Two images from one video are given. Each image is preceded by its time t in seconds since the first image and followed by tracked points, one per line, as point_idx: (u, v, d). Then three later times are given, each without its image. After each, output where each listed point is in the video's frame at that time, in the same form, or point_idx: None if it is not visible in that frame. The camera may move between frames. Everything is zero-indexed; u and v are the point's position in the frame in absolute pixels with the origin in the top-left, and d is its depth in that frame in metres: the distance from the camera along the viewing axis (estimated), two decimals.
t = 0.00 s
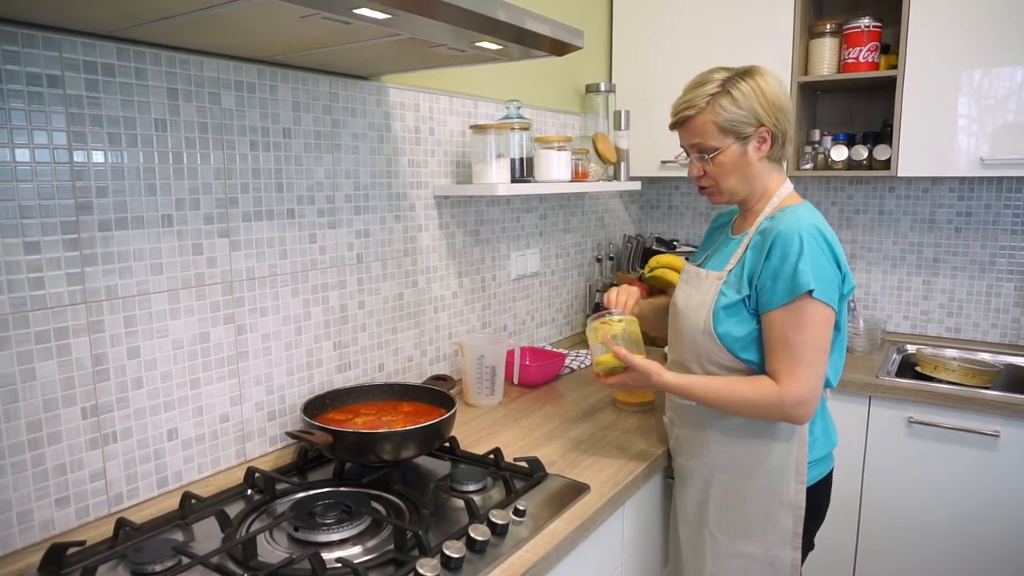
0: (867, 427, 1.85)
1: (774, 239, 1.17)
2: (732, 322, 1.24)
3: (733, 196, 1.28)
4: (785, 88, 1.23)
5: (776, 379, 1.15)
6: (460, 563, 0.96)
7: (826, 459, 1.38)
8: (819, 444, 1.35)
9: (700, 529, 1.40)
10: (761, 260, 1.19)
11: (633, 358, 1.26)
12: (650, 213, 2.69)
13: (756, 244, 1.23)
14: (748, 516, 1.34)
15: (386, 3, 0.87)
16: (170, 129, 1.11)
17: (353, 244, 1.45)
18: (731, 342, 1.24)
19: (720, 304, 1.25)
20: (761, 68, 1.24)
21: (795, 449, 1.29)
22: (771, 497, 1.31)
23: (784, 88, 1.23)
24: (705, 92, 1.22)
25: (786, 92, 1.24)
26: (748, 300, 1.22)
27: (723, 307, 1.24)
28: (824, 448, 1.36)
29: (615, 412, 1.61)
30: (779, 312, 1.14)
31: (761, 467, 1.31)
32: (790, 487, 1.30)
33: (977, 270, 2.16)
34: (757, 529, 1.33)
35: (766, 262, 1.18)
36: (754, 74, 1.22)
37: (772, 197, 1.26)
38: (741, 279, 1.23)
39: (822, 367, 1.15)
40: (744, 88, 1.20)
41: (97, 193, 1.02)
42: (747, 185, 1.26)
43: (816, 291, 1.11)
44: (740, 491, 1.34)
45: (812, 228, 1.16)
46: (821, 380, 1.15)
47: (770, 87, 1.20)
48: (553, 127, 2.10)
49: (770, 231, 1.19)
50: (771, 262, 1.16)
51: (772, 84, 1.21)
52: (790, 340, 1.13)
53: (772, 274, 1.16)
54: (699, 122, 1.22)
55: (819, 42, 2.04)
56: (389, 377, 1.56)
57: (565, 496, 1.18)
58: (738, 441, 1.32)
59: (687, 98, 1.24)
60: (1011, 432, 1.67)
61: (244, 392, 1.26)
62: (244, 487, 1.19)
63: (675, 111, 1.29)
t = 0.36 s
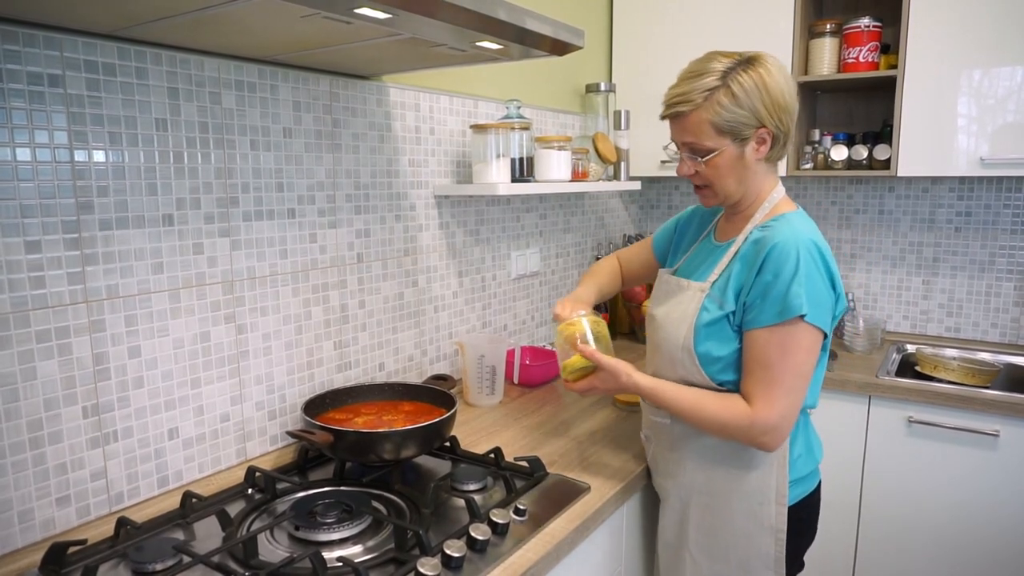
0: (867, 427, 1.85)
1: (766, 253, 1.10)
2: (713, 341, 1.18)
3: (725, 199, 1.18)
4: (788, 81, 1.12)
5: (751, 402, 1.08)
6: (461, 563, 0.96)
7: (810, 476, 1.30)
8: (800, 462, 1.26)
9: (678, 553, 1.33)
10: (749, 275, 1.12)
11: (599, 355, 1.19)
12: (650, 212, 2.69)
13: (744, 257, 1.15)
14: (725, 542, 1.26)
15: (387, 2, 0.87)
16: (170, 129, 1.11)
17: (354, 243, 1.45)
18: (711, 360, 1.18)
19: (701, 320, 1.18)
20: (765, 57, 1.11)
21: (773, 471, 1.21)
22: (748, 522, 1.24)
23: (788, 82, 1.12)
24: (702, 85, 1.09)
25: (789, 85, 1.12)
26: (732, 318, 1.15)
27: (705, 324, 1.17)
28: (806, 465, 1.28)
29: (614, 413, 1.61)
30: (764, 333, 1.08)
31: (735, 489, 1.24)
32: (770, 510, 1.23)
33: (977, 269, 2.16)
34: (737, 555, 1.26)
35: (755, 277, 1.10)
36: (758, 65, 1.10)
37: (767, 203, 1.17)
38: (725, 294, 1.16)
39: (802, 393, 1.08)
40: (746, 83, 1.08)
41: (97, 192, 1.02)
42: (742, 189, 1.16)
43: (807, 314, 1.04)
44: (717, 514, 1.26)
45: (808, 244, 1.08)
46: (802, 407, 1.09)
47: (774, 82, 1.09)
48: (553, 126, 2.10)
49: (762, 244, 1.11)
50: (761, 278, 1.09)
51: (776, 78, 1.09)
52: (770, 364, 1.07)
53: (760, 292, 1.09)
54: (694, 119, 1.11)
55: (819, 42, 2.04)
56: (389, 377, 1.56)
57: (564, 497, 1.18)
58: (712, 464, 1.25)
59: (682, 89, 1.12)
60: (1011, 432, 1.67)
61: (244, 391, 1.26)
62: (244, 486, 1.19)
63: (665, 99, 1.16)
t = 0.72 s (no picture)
0: (866, 427, 1.86)
1: (704, 260, 1.02)
2: (660, 355, 1.11)
3: (671, 197, 1.12)
4: (741, 79, 1.03)
5: (681, 413, 1.00)
6: (461, 563, 0.96)
7: (788, 484, 1.21)
8: (773, 476, 1.17)
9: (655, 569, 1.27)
10: (689, 284, 1.04)
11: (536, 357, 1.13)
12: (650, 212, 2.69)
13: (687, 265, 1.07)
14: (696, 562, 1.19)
15: (388, 2, 0.87)
16: (170, 128, 1.11)
17: (354, 243, 1.45)
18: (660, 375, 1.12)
19: (648, 335, 1.11)
20: (716, 50, 1.02)
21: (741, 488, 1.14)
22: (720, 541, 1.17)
23: (741, 79, 1.03)
24: (643, 74, 1.02)
25: (742, 83, 1.03)
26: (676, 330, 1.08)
27: (651, 338, 1.11)
28: (781, 477, 1.19)
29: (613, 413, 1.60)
30: (694, 343, 0.99)
31: (704, 507, 1.16)
32: (739, 526, 1.16)
33: (977, 269, 2.16)
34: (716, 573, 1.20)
35: (694, 287, 1.03)
36: (706, 58, 1.01)
37: (714, 205, 1.09)
38: (669, 304, 1.09)
39: (737, 407, 0.99)
40: (688, 76, 1.00)
41: (97, 191, 1.02)
42: (685, 188, 1.09)
43: (736, 325, 0.96)
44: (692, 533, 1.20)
45: (746, 248, 0.99)
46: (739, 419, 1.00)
47: (721, 77, 1.00)
48: (553, 126, 2.10)
49: (702, 250, 1.03)
50: (697, 287, 1.01)
51: (724, 73, 1.01)
52: (698, 376, 0.98)
53: (694, 303, 1.01)
54: (634, 111, 1.04)
55: (819, 42, 2.04)
56: (389, 376, 1.56)
57: (562, 498, 1.17)
58: (681, 482, 1.18)
59: (624, 76, 1.05)
60: (1010, 432, 1.67)
61: (244, 391, 1.26)
62: (244, 486, 1.19)
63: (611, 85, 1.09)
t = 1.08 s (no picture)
0: (866, 426, 1.86)
1: (634, 279, 0.97)
2: (611, 376, 1.08)
3: (603, 208, 1.08)
4: (669, 90, 0.98)
5: (631, 440, 0.96)
6: (461, 562, 0.96)
7: (768, 485, 1.20)
8: (748, 479, 1.16)
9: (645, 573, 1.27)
10: (625, 305, 1.00)
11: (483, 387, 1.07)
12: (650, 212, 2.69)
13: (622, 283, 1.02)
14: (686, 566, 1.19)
15: (387, 2, 0.87)
16: (171, 128, 1.11)
17: (354, 243, 1.45)
18: (616, 397, 1.09)
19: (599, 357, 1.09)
20: (643, 59, 0.98)
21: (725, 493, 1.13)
22: (702, 546, 1.16)
23: (669, 90, 0.98)
24: (563, 82, 0.99)
25: (670, 94, 0.98)
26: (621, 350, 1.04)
27: (602, 361, 1.08)
28: (758, 479, 1.18)
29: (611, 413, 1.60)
30: (632, 368, 0.95)
31: (686, 513, 1.15)
32: (719, 532, 1.15)
33: (976, 269, 2.16)
34: None
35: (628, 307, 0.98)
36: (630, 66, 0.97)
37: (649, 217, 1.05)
38: (612, 326, 1.05)
39: (687, 427, 0.95)
40: (607, 85, 0.96)
41: (98, 192, 1.02)
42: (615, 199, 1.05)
43: (667, 347, 0.91)
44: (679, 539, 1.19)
45: (672, 266, 0.93)
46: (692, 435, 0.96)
47: (643, 87, 0.96)
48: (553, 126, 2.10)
49: (633, 268, 0.99)
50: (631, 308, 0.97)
51: (646, 82, 0.96)
52: (640, 403, 0.94)
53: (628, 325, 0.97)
54: (557, 121, 1.01)
55: (819, 42, 2.04)
56: (389, 376, 1.57)
57: (559, 498, 1.18)
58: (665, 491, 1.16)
59: (548, 84, 1.01)
60: (1010, 431, 1.68)
61: (244, 391, 1.26)
62: (244, 485, 1.19)
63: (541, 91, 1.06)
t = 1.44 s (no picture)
0: (866, 427, 1.86)
1: (632, 287, 0.97)
2: (612, 382, 1.07)
3: (590, 216, 1.08)
4: (643, 95, 0.98)
5: (680, 448, 0.94)
6: (462, 563, 0.95)
7: (767, 486, 1.20)
8: (746, 482, 1.17)
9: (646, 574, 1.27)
10: (625, 312, 1.00)
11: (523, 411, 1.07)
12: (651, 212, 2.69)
13: (617, 291, 1.02)
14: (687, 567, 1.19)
15: (389, 2, 0.87)
16: (171, 128, 1.11)
17: (355, 243, 1.45)
18: (619, 403, 1.08)
19: (597, 365, 1.08)
20: (615, 66, 0.98)
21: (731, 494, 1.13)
22: (702, 548, 1.16)
23: (642, 95, 0.98)
24: (538, 94, 1.00)
25: (644, 99, 0.98)
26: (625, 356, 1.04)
27: (602, 369, 1.07)
28: (755, 480, 1.18)
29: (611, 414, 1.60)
30: (652, 374, 0.94)
31: (687, 514, 1.15)
32: (720, 533, 1.14)
33: (977, 269, 2.16)
34: None
35: (629, 314, 0.98)
36: (604, 74, 0.97)
37: (637, 221, 1.04)
38: (612, 334, 1.04)
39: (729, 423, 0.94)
40: (581, 94, 0.97)
41: (99, 192, 1.02)
42: (599, 206, 1.05)
43: (684, 348, 0.90)
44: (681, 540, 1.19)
45: (669, 267, 0.93)
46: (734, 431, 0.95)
47: (615, 95, 0.96)
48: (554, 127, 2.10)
49: (628, 276, 0.98)
50: (633, 316, 0.96)
51: (620, 88, 0.96)
52: (676, 407, 0.93)
53: (634, 333, 0.96)
54: (535, 131, 1.02)
55: (820, 42, 2.04)
56: (390, 377, 1.56)
57: (561, 499, 1.17)
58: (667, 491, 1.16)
59: (523, 97, 1.03)
60: (1010, 432, 1.68)
61: (245, 391, 1.26)
62: (245, 486, 1.19)
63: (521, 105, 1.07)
